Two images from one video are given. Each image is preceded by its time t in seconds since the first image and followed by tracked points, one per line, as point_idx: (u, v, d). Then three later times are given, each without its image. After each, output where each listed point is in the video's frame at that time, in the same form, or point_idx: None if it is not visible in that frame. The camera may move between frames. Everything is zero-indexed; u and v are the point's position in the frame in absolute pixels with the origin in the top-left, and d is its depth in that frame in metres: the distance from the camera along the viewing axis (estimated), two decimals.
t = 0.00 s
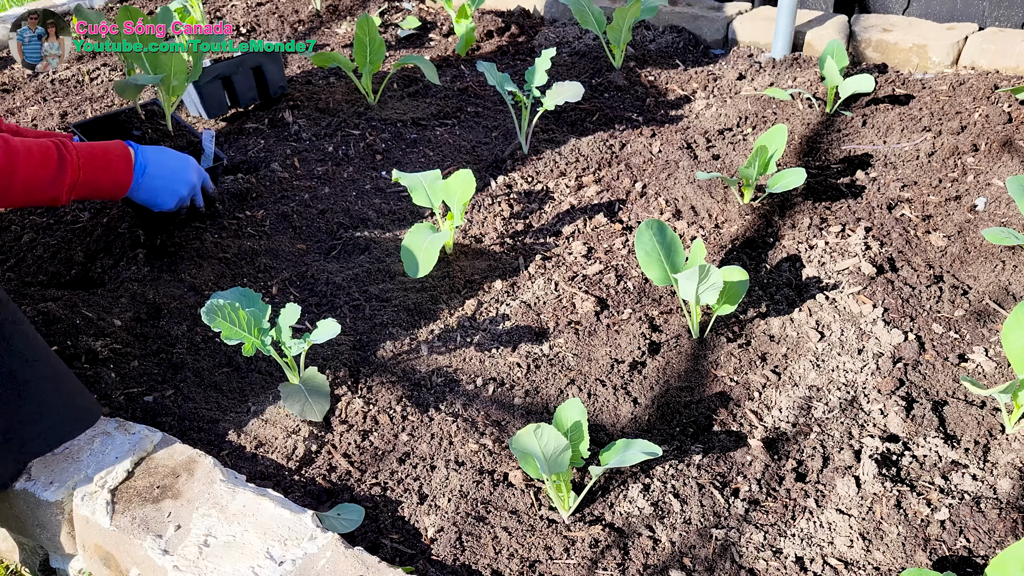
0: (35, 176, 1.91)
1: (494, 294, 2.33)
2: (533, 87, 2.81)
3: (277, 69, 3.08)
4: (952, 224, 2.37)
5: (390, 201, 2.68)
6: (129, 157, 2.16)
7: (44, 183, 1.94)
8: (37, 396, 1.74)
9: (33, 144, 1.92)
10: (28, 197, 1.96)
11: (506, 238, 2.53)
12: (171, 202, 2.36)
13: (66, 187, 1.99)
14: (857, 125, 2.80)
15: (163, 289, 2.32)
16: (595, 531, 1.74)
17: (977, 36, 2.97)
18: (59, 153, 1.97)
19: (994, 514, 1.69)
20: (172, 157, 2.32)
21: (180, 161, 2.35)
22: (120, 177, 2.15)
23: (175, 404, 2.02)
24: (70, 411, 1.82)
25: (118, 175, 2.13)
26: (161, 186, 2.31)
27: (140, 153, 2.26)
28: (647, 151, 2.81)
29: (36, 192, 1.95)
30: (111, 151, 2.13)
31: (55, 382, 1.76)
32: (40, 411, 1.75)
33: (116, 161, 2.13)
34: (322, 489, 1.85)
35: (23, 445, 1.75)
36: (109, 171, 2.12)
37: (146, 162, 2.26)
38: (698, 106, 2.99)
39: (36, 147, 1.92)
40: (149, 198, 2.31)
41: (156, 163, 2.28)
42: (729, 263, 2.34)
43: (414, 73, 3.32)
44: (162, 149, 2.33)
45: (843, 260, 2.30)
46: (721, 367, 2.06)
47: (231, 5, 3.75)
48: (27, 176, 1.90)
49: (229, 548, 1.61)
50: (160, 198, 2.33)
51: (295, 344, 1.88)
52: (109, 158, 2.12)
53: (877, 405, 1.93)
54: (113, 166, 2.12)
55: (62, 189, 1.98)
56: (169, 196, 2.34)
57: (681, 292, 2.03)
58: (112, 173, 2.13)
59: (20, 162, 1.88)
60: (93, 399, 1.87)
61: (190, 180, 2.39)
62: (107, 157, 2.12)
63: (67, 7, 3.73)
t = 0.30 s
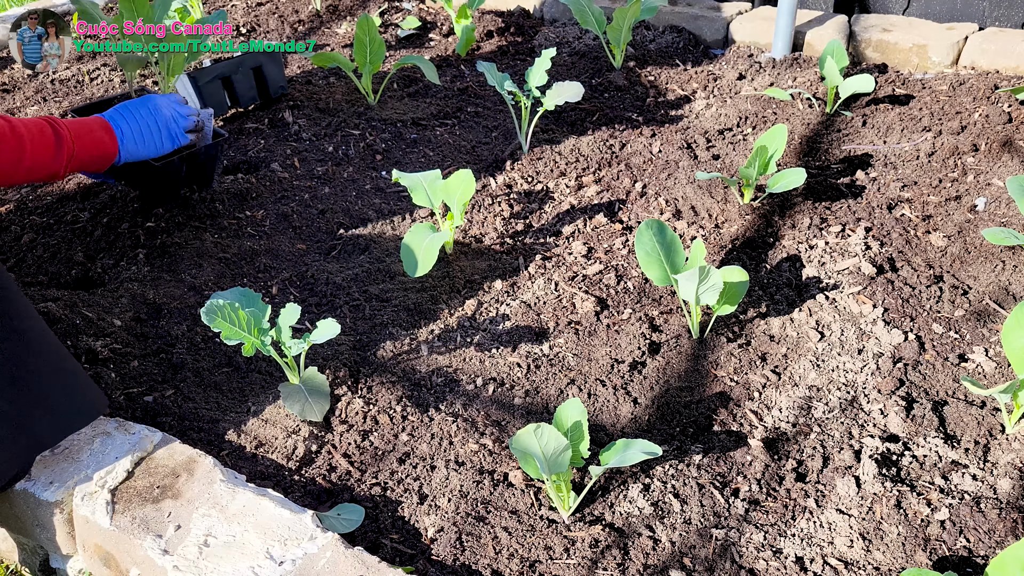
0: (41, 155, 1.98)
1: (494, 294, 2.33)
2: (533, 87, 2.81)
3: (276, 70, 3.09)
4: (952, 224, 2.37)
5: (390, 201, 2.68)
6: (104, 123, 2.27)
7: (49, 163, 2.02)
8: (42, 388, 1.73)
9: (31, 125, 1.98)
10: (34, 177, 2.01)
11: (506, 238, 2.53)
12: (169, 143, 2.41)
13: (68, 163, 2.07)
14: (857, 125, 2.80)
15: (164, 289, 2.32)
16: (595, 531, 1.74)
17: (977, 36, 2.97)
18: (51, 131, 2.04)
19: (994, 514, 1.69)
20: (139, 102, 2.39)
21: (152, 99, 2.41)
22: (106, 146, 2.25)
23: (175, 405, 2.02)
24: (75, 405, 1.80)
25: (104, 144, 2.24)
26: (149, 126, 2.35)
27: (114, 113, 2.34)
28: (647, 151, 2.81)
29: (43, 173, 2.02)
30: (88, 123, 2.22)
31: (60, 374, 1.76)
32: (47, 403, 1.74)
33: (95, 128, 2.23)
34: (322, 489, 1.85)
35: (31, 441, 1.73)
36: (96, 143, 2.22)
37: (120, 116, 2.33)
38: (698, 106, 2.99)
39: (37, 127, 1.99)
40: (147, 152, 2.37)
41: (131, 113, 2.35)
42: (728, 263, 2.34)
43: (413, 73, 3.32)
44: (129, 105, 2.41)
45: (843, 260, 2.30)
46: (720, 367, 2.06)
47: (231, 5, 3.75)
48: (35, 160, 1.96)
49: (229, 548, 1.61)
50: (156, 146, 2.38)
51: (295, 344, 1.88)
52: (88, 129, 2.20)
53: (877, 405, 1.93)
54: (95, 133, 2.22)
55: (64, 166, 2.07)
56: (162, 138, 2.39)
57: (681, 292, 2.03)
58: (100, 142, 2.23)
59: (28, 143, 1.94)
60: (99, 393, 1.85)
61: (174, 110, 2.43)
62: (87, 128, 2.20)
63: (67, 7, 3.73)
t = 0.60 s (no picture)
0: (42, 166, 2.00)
1: (494, 294, 2.33)
2: (533, 87, 2.81)
3: (276, 70, 3.08)
4: (952, 224, 2.37)
5: (390, 201, 2.68)
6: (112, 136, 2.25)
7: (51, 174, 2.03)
8: (41, 394, 1.77)
9: (36, 136, 2.00)
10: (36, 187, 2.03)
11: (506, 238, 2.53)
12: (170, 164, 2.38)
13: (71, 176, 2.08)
14: (857, 125, 2.80)
15: (163, 290, 2.32)
16: (595, 531, 1.74)
17: (977, 36, 2.97)
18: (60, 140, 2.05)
19: (994, 514, 1.69)
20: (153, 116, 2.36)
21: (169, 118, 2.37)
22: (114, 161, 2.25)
23: (175, 404, 2.02)
24: (73, 406, 1.84)
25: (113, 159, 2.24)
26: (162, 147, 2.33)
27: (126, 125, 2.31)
28: (647, 151, 2.81)
29: (44, 183, 2.04)
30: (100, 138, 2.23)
31: (55, 379, 1.79)
32: (43, 406, 1.78)
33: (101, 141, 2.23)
34: (322, 489, 1.85)
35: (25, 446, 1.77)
36: (106, 157, 2.22)
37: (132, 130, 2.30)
38: (698, 106, 2.99)
39: (40, 139, 2.01)
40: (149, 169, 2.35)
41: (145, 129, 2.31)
42: (728, 263, 2.34)
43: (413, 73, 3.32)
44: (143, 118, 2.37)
45: (843, 260, 2.30)
46: (721, 367, 2.06)
47: (231, 5, 3.75)
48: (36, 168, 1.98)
49: (229, 548, 1.61)
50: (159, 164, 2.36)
51: (295, 344, 1.88)
52: (99, 143, 2.21)
53: (877, 405, 1.93)
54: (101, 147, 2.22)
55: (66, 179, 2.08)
56: (166, 159, 2.36)
57: (681, 292, 2.02)
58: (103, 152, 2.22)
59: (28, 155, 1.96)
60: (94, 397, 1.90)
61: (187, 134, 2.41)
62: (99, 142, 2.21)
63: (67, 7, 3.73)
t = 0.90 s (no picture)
0: None
1: (494, 294, 2.33)
2: (533, 87, 2.81)
3: (276, 70, 3.07)
4: (952, 224, 2.37)
5: (390, 201, 2.68)
6: (76, 149, 2.24)
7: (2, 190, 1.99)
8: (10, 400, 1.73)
9: None
10: None
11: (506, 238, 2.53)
12: (141, 175, 2.37)
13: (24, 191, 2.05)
14: (857, 125, 2.80)
15: (164, 290, 2.32)
16: (595, 531, 1.74)
17: (978, 36, 2.97)
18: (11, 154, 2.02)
19: (994, 514, 1.69)
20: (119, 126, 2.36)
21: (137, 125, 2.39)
22: (72, 176, 2.22)
23: (175, 404, 2.02)
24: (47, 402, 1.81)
25: (70, 173, 2.21)
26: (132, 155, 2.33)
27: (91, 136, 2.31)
28: (647, 151, 2.81)
29: None
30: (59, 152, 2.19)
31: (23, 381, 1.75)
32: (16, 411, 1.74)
33: (65, 155, 2.21)
34: (322, 489, 1.85)
35: (3, 450, 1.74)
36: (62, 172, 2.18)
37: (99, 140, 2.29)
38: (698, 106, 2.99)
39: None
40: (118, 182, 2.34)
41: (113, 138, 2.31)
42: (728, 263, 2.34)
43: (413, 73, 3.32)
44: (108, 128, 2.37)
45: (843, 260, 2.30)
46: (721, 367, 2.06)
47: (231, 5, 3.75)
48: None
49: (229, 548, 1.61)
50: (129, 175, 2.34)
51: (295, 344, 1.88)
52: (56, 158, 2.17)
53: (877, 405, 1.93)
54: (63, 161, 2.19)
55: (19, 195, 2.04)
56: (136, 171, 2.35)
57: (681, 291, 2.02)
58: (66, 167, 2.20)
59: None
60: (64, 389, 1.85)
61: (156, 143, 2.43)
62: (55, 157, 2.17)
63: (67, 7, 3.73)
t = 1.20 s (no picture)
0: None
1: (494, 294, 2.33)
2: (533, 87, 2.80)
3: (276, 70, 3.08)
4: (952, 224, 2.37)
5: (390, 201, 2.68)
6: (72, 170, 2.16)
7: None
8: None
9: None
10: None
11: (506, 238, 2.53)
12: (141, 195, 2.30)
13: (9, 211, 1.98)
14: (857, 125, 2.80)
15: (163, 290, 2.32)
16: (595, 531, 1.74)
17: (977, 36, 2.97)
18: None
19: (994, 514, 1.69)
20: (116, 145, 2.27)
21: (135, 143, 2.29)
22: (67, 196, 2.13)
23: (175, 405, 2.02)
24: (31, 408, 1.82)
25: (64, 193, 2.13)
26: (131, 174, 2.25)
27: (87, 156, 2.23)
28: (647, 151, 2.81)
29: None
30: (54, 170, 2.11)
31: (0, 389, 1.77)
32: None
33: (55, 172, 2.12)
34: (322, 489, 1.85)
35: None
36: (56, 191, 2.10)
37: (96, 161, 2.20)
38: (698, 106, 2.99)
39: None
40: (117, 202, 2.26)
41: (110, 158, 2.22)
42: (728, 263, 2.34)
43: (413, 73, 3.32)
44: (107, 147, 2.29)
45: (843, 260, 2.30)
46: (721, 367, 2.06)
47: (231, 5, 3.75)
48: None
49: (228, 548, 1.61)
50: (129, 195, 2.27)
51: (295, 344, 1.88)
52: (51, 177, 2.09)
53: (877, 405, 1.93)
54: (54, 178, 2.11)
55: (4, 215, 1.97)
56: (135, 191, 2.27)
57: (681, 291, 2.03)
58: (55, 188, 2.10)
59: None
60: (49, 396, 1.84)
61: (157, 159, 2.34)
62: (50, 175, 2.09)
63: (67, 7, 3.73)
